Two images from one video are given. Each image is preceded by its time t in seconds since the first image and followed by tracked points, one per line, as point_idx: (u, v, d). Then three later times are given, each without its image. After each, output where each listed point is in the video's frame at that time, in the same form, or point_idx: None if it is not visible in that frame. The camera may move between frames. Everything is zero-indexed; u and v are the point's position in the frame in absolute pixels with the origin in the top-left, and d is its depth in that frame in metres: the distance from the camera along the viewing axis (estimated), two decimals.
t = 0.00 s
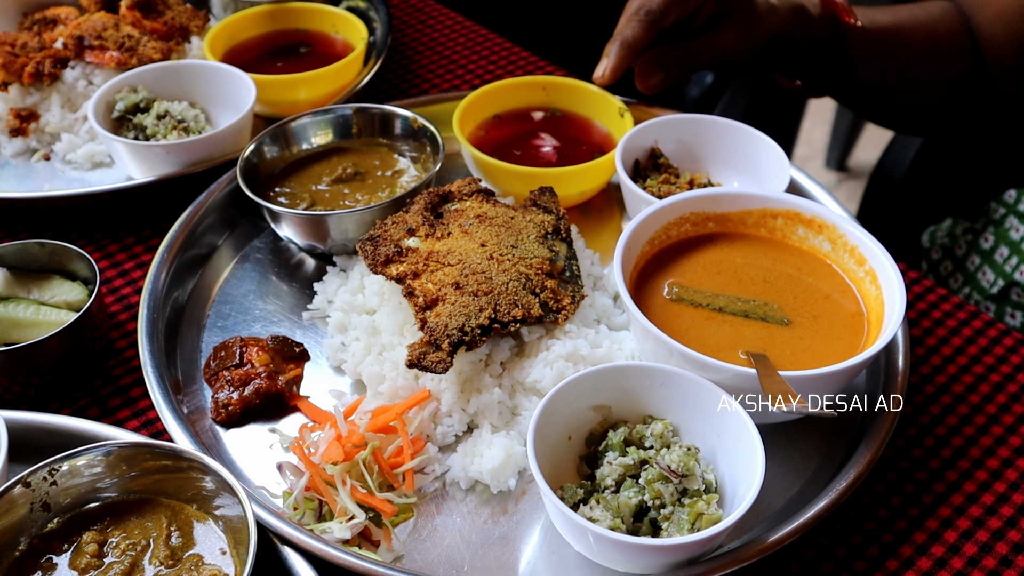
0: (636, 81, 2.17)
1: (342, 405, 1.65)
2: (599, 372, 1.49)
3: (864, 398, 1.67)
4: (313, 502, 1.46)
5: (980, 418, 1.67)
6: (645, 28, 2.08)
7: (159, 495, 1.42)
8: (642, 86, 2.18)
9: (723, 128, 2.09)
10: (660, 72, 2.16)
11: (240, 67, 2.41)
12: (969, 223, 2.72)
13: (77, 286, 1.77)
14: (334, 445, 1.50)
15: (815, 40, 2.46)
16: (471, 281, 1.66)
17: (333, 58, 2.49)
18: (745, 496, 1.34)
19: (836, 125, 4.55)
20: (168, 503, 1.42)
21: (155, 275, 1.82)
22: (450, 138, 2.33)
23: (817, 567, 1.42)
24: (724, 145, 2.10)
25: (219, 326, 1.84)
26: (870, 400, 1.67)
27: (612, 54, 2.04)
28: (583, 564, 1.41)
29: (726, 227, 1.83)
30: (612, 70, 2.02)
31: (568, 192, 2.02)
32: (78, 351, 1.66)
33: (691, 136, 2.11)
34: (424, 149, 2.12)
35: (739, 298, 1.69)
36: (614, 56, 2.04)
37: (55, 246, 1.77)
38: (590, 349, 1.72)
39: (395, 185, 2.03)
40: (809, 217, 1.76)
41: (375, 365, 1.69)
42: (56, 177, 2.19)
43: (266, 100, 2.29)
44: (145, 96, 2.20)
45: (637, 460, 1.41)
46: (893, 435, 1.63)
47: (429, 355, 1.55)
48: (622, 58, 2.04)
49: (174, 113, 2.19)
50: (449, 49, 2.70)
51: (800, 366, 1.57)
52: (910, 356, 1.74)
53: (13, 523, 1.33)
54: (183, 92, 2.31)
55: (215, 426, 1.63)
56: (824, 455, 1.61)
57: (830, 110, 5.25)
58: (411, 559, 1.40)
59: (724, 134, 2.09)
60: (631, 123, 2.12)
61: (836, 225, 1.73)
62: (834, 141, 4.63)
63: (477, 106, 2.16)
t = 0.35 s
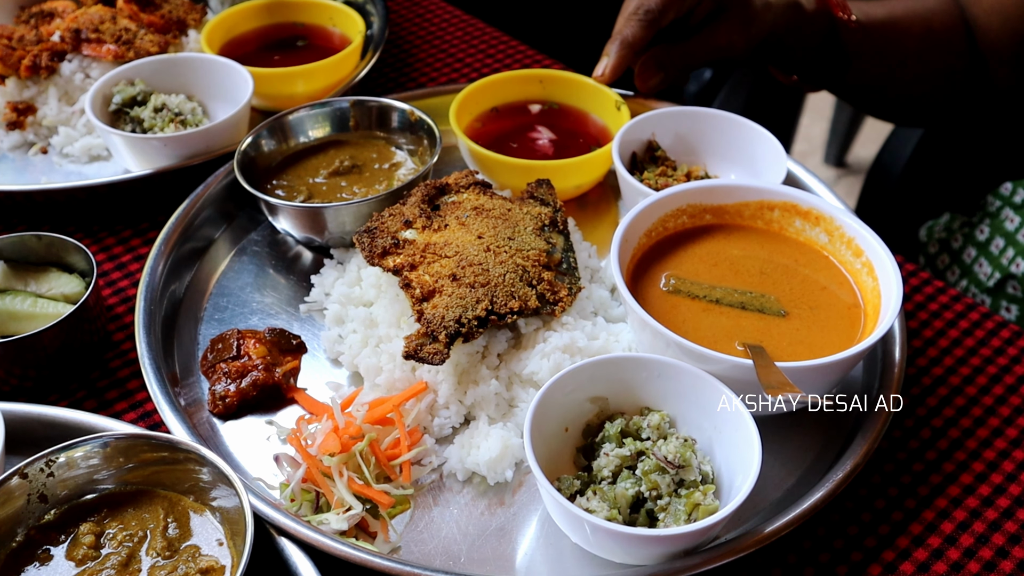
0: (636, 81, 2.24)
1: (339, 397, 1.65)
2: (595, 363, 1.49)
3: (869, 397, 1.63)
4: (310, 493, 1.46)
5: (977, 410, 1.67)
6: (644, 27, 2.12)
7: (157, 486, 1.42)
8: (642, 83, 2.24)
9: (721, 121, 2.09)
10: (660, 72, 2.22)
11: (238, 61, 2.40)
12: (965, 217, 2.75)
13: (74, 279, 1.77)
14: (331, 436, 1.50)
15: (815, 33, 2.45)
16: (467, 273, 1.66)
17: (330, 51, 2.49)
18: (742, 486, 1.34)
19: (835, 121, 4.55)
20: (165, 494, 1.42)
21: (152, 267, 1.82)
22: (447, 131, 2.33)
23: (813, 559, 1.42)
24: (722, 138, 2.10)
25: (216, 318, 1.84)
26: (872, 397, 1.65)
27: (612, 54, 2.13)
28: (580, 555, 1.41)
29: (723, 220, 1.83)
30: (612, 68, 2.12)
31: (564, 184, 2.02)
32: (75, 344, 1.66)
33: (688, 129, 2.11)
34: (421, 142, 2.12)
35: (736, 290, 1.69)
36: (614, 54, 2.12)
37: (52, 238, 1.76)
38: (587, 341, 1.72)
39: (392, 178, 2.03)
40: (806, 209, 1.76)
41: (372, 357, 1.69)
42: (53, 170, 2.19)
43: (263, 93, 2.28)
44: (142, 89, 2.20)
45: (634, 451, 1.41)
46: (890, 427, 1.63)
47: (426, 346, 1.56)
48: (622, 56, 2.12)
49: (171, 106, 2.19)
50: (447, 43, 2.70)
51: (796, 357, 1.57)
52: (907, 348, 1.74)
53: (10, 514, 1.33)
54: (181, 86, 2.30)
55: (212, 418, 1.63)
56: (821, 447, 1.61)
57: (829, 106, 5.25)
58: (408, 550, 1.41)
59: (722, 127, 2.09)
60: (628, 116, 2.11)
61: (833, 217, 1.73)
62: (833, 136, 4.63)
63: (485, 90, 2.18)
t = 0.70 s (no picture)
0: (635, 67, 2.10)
1: (337, 390, 1.66)
2: (591, 356, 1.50)
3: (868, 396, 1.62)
4: (308, 486, 1.47)
5: (971, 403, 1.68)
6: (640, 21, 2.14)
7: (156, 479, 1.43)
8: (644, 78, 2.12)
9: (717, 117, 2.10)
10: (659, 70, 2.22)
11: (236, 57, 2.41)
12: (958, 217, 2.77)
13: (74, 273, 1.77)
14: (328, 429, 1.51)
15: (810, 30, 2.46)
16: (465, 267, 1.67)
17: (329, 48, 2.49)
18: (737, 478, 1.35)
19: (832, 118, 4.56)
20: (164, 486, 1.42)
21: (150, 262, 1.82)
22: (444, 127, 2.33)
23: (808, 550, 1.43)
24: (718, 134, 2.11)
25: (215, 313, 1.85)
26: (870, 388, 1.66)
27: (606, 32, 1.98)
28: (577, 547, 1.42)
29: (719, 215, 1.84)
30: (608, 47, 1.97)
31: (561, 180, 2.03)
32: (74, 338, 1.67)
33: (685, 125, 2.12)
34: (418, 138, 2.13)
35: (732, 283, 1.70)
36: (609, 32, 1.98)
37: (51, 233, 1.77)
38: (583, 335, 1.72)
39: (390, 173, 2.04)
40: (801, 204, 1.77)
41: (370, 351, 1.70)
42: (52, 166, 2.20)
43: (261, 89, 2.29)
44: (141, 85, 2.21)
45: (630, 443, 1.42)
46: (885, 420, 1.64)
47: (423, 340, 1.57)
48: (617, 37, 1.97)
49: (169, 102, 2.19)
50: (444, 40, 2.71)
51: (791, 350, 1.58)
52: (901, 342, 1.75)
53: (9, 506, 1.34)
54: (179, 82, 2.31)
55: (210, 412, 1.64)
56: (816, 439, 1.62)
57: (827, 104, 5.26)
58: (405, 542, 1.42)
59: (718, 122, 2.10)
60: (623, 113, 2.12)
61: (828, 212, 1.74)
62: (830, 134, 4.64)
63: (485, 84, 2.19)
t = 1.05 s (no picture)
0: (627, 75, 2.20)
1: (328, 387, 1.66)
2: (580, 353, 1.50)
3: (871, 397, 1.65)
4: (298, 482, 1.47)
5: (961, 399, 1.68)
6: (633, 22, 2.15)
7: (146, 475, 1.43)
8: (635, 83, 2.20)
9: (709, 114, 2.10)
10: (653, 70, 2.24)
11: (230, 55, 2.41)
12: (952, 213, 2.78)
13: (66, 271, 1.77)
14: (318, 426, 1.52)
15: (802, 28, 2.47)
16: (455, 264, 1.67)
17: (322, 46, 2.50)
18: (726, 474, 1.35)
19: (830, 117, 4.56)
20: (154, 483, 1.43)
21: (143, 260, 1.83)
22: (438, 125, 2.33)
23: (796, 546, 1.43)
24: (710, 131, 2.11)
25: (207, 310, 1.86)
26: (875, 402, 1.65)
27: (578, 49, 2.15)
28: (566, 543, 1.42)
29: (711, 211, 1.84)
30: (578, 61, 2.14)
31: (553, 178, 2.03)
32: (67, 335, 1.67)
33: (677, 123, 2.12)
34: (411, 136, 2.13)
35: (722, 280, 1.70)
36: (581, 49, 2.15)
37: (44, 231, 1.77)
38: (574, 332, 1.73)
39: (383, 171, 2.04)
40: (792, 200, 1.77)
41: (361, 348, 1.70)
42: (46, 164, 2.20)
43: (255, 87, 2.30)
44: (135, 83, 2.21)
45: (619, 440, 1.43)
46: (875, 417, 1.64)
47: (414, 336, 1.57)
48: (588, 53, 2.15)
49: (163, 100, 2.20)
50: (439, 38, 2.71)
51: (781, 347, 1.58)
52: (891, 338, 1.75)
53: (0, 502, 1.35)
54: (173, 80, 2.32)
55: (202, 408, 1.64)
56: (806, 436, 1.62)
57: (825, 103, 5.26)
58: (395, 538, 1.42)
59: (710, 120, 2.10)
60: (616, 110, 2.12)
61: (819, 209, 1.74)
62: (829, 133, 4.64)
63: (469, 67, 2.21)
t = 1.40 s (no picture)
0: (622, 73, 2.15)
1: (320, 383, 1.67)
2: (571, 349, 1.51)
3: (868, 395, 1.67)
4: (290, 477, 1.48)
5: (951, 396, 1.69)
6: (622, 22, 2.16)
7: (138, 471, 1.44)
8: (629, 79, 2.15)
9: (700, 112, 2.11)
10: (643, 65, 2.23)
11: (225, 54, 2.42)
12: (946, 211, 2.77)
13: (60, 268, 1.78)
14: (310, 421, 1.52)
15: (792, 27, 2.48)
16: (447, 261, 1.68)
17: (317, 45, 2.50)
18: (715, 469, 1.36)
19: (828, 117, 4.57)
20: (146, 478, 1.43)
21: (136, 257, 1.83)
22: (431, 124, 2.34)
23: (785, 541, 1.44)
24: (702, 130, 2.12)
25: (200, 307, 1.86)
26: (872, 400, 1.66)
27: (575, 46, 2.16)
28: (556, 538, 1.43)
29: (702, 209, 1.85)
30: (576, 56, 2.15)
31: (545, 176, 2.04)
32: (60, 332, 1.68)
33: (669, 121, 2.13)
34: (404, 134, 2.14)
35: (712, 278, 1.71)
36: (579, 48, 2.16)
37: (37, 228, 1.78)
38: (565, 328, 1.74)
39: (376, 169, 2.05)
40: (783, 198, 1.78)
41: (353, 345, 1.71)
42: (41, 162, 2.21)
43: (249, 86, 2.31)
44: (130, 82, 2.22)
45: (609, 435, 1.43)
46: (864, 413, 1.65)
47: (405, 333, 1.58)
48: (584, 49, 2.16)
49: (157, 98, 2.20)
50: (433, 37, 2.72)
51: (771, 343, 1.59)
52: (881, 334, 1.76)
53: None
54: (168, 79, 2.32)
55: (195, 405, 1.65)
56: (796, 432, 1.63)
57: (822, 103, 5.27)
58: (386, 533, 1.43)
59: (702, 118, 2.11)
60: (609, 109, 2.13)
61: (810, 207, 1.75)
62: (826, 133, 4.65)
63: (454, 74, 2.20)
